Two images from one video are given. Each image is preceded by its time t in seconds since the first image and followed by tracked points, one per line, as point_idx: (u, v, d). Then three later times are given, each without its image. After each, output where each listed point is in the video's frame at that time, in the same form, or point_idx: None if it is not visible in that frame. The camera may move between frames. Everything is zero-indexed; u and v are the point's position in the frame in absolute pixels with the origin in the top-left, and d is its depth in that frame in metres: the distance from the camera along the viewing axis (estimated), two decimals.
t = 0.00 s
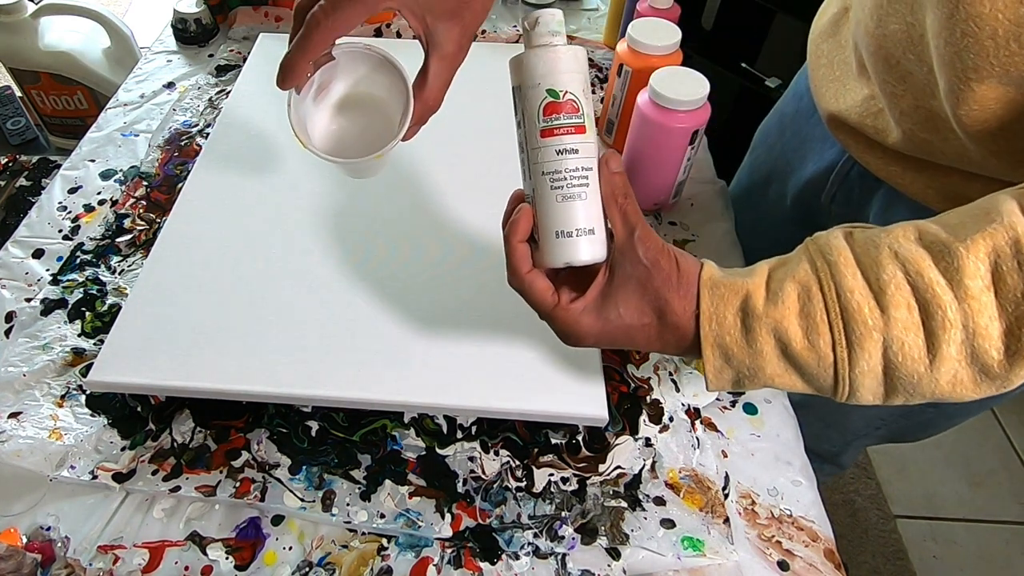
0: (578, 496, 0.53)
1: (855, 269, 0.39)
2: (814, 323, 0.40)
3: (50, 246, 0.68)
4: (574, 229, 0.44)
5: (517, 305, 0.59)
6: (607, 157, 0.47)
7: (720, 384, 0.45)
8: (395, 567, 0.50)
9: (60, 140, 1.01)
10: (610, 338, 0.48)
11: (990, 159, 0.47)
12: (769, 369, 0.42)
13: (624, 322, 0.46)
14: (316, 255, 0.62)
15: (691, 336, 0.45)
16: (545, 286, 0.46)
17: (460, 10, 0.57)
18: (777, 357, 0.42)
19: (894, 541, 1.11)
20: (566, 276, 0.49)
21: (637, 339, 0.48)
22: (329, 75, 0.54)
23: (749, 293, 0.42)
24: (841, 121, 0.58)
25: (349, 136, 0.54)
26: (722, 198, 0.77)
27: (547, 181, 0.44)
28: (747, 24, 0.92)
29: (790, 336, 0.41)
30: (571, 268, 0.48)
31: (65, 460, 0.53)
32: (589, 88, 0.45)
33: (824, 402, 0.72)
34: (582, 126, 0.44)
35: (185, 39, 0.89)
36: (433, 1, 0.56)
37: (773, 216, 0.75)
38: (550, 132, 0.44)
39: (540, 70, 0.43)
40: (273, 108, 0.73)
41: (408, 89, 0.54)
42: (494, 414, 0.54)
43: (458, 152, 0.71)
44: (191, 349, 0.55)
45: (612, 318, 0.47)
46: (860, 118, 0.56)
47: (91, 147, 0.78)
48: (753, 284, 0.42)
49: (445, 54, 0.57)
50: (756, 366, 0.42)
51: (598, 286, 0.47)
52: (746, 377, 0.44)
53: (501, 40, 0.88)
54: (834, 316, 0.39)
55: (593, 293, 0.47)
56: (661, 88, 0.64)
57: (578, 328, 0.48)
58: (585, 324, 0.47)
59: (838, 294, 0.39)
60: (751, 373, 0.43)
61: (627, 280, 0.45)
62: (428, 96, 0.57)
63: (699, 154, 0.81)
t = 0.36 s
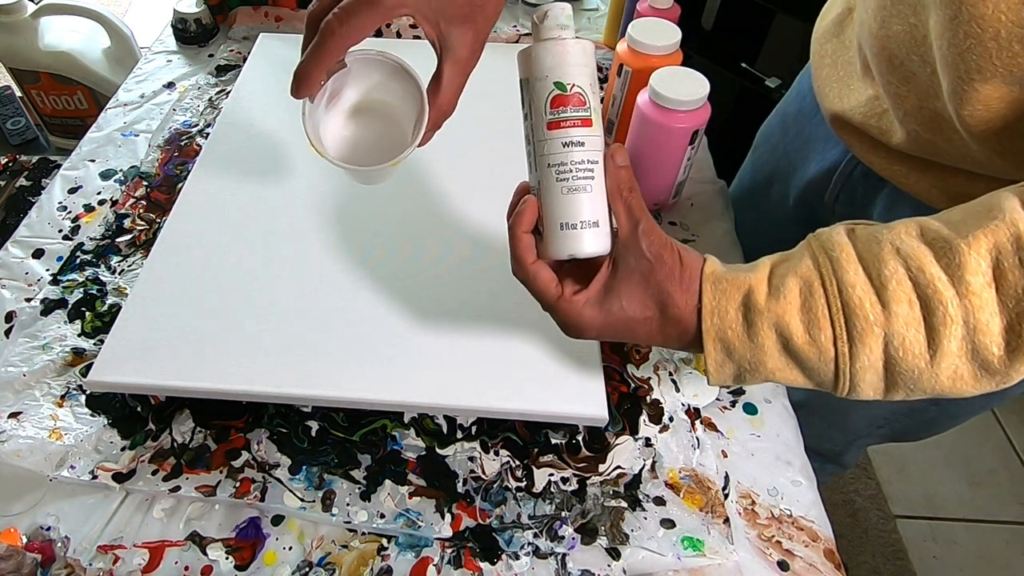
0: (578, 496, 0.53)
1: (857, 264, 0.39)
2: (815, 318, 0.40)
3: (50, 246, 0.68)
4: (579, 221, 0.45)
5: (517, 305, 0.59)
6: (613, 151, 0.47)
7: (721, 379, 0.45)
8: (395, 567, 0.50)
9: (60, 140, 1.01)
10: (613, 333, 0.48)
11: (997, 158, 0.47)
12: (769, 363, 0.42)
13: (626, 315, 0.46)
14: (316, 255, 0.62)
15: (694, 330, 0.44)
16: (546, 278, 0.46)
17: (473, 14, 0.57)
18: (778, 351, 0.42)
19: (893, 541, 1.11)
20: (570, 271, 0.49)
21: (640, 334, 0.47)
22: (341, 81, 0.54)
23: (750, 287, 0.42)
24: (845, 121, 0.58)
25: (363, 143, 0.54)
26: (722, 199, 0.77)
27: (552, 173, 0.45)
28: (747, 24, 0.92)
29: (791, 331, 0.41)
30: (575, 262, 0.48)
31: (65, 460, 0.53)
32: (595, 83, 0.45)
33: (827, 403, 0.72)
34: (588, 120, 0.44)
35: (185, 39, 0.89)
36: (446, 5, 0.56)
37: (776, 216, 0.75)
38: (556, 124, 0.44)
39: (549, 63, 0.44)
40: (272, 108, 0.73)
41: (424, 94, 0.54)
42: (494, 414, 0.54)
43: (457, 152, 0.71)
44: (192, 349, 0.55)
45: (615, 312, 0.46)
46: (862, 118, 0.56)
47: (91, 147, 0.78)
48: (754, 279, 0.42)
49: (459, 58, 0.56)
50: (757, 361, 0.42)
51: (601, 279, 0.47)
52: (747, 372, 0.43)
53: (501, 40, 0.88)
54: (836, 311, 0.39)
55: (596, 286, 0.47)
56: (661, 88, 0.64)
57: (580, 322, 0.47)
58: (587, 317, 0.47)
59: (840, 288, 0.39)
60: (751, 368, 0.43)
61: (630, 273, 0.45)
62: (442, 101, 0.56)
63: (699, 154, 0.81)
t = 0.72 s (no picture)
0: (578, 496, 0.53)
1: (857, 264, 0.39)
2: (816, 318, 0.40)
3: (50, 246, 0.68)
4: (577, 221, 0.45)
5: (517, 305, 0.59)
6: (612, 151, 0.47)
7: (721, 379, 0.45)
8: (395, 567, 0.50)
9: (60, 140, 1.01)
10: (612, 333, 0.48)
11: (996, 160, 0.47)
12: (769, 363, 0.42)
13: (626, 315, 0.46)
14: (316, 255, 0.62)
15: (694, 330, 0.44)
16: (545, 278, 0.46)
17: (472, 14, 0.57)
18: (778, 352, 0.42)
19: (893, 541, 1.11)
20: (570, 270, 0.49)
21: (640, 334, 0.47)
22: (341, 81, 0.54)
23: (751, 287, 0.42)
24: (846, 121, 0.58)
25: (363, 142, 0.54)
26: (722, 199, 0.77)
27: (551, 172, 0.44)
28: (747, 24, 0.92)
29: (792, 331, 0.41)
30: (575, 262, 0.48)
31: (65, 460, 0.53)
32: (595, 81, 0.45)
33: (827, 403, 0.72)
34: (587, 119, 0.44)
35: (185, 39, 0.89)
36: (447, 6, 0.56)
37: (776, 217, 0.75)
38: (555, 124, 0.44)
39: (547, 61, 0.44)
40: (272, 109, 0.74)
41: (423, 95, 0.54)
42: (494, 414, 0.54)
43: (457, 152, 0.71)
44: (192, 349, 0.55)
45: (614, 312, 0.46)
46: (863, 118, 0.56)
47: (91, 147, 0.78)
48: (755, 279, 0.42)
49: (460, 58, 0.56)
50: (757, 361, 0.42)
51: (600, 279, 0.47)
52: (747, 372, 0.43)
53: (501, 40, 0.88)
54: (836, 311, 0.39)
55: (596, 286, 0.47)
56: (661, 88, 0.64)
57: (580, 322, 0.47)
58: (587, 318, 0.47)
59: (840, 288, 0.39)
60: (752, 368, 0.43)
61: (629, 273, 0.45)
62: (442, 101, 0.56)
63: (699, 154, 0.81)
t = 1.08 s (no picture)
0: (578, 496, 0.53)
1: (850, 263, 0.39)
2: (809, 317, 0.40)
3: (50, 246, 0.68)
4: (573, 219, 0.45)
5: (517, 305, 0.59)
6: (609, 149, 0.47)
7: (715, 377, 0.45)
8: (395, 567, 0.50)
9: (60, 140, 1.00)
10: (608, 332, 0.48)
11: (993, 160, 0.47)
12: (763, 361, 0.42)
13: (621, 313, 0.46)
14: (316, 255, 0.62)
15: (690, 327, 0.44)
16: (541, 276, 0.46)
17: (472, 11, 0.57)
18: (771, 350, 0.42)
19: (893, 541, 1.11)
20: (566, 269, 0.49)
21: (635, 333, 0.47)
22: (340, 78, 0.54)
23: (744, 286, 0.42)
24: (843, 120, 0.58)
25: (363, 139, 0.54)
26: (723, 199, 0.77)
27: (547, 171, 0.45)
28: (747, 24, 0.92)
29: (784, 329, 0.41)
30: (572, 261, 0.48)
31: (65, 460, 0.53)
32: (591, 81, 0.45)
33: (829, 404, 0.71)
34: (582, 118, 0.44)
35: (185, 39, 0.89)
36: (446, 3, 0.56)
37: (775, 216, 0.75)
38: (551, 122, 0.44)
39: (543, 60, 0.44)
40: (272, 109, 0.74)
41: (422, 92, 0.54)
42: (494, 414, 0.54)
43: (457, 153, 0.71)
44: (192, 349, 0.55)
45: (609, 310, 0.46)
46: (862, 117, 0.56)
47: (91, 147, 0.78)
48: (749, 277, 0.42)
49: (458, 55, 0.56)
50: (751, 359, 0.42)
51: (596, 278, 0.46)
52: (741, 370, 0.43)
53: (501, 40, 0.88)
54: (829, 309, 0.39)
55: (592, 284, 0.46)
56: (661, 88, 0.64)
57: (576, 320, 0.47)
58: (583, 315, 0.47)
59: (834, 288, 0.39)
60: (745, 367, 0.43)
61: (625, 271, 0.45)
62: (441, 97, 0.56)
63: (699, 154, 0.81)
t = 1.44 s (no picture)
0: (578, 496, 0.53)
1: (855, 262, 0.39)
2: (813, 316, 0.40)
3: (50, 246, 0.68)
4: (577, 217, 0.44)
5: (517, 305, 0.59)
6: (612, 148, 0.47)
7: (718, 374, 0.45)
8: (395, 567, 0.50)
9: (60, 140, 1.00)
10: (611, 327, 0.48)
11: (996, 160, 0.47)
12: (767, 359, 0.42)
13: (625, 311, 0.46)
14: (316, 255, 0.62)
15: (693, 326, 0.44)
16: (545, 275, 0.46)
17: (474, 8, 0.57)
18: (775, 347, 0.42)
19: (893, 541, 1.11)
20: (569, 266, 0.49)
21: (637, 329, 0.47)
22: (342, 74, 0.54)
23: (749, 283, 0.42)
24: (847, 120, 0.58)
25: (363, 137, 0.55)
26: (722, 199, 0.77)
27: (551, 168, 0.44)
28: (747, 25, 0.92)
29: (788, 327, 0.41)
30: (575, 258, 0.48)
31: (65, 459, 0.53)
32: (595, 79, 0.45)
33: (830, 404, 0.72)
34: (587, 116, 0.44)
35: (185, 39, 0.89)
36: None
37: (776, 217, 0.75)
38: (555, 120, 0.44)
39: (547, 59, 0.44)
40: (272, 109, 0.74)
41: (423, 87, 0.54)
42: (494, 414, 0.54)
43: (457, 152, 0.71)
44: (192, 349, 0.55)
45: (613, 308, 0.46)
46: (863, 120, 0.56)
47: (91, 147, 0.78)
48: (753, 276, 0.42)
49: (460, 51, 0.56)
50: (754, 357, 0.42)
51: (599, 276, 0.46)
52: (744, 367, 0.43)
53: (501, 40, 0.88)
54: (833, 308, 0.39)
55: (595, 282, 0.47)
56: (661, 88, 0.64)
57: (580, 318, 0.47)
58: (587, 313, 0.47)
59: (838, 286, 0.39)
60: (749, 364, 0.43)
61: (628, 269, 0.45)
62: (442, 93, 0.56)
63: (700, 155, 0.80)
